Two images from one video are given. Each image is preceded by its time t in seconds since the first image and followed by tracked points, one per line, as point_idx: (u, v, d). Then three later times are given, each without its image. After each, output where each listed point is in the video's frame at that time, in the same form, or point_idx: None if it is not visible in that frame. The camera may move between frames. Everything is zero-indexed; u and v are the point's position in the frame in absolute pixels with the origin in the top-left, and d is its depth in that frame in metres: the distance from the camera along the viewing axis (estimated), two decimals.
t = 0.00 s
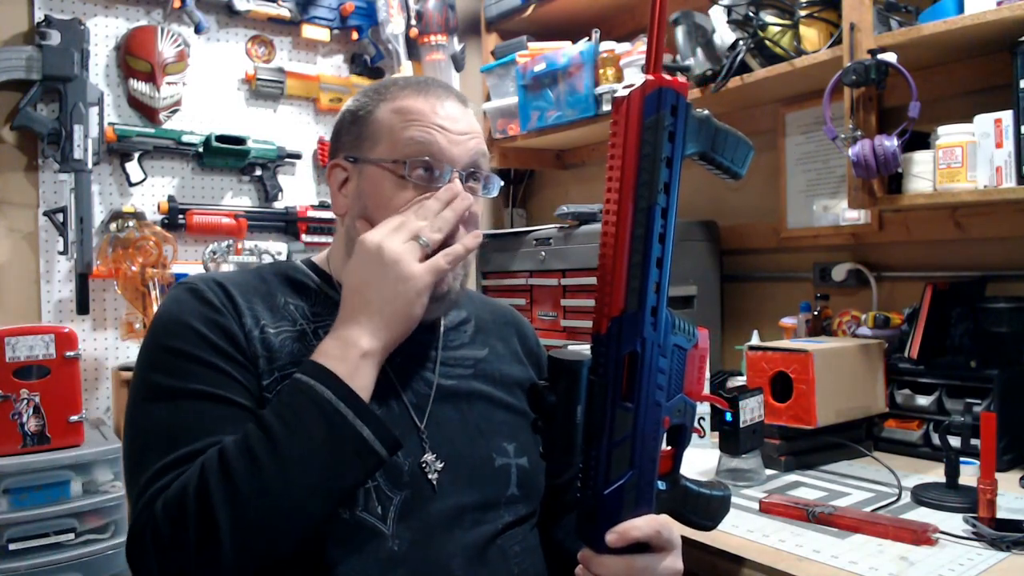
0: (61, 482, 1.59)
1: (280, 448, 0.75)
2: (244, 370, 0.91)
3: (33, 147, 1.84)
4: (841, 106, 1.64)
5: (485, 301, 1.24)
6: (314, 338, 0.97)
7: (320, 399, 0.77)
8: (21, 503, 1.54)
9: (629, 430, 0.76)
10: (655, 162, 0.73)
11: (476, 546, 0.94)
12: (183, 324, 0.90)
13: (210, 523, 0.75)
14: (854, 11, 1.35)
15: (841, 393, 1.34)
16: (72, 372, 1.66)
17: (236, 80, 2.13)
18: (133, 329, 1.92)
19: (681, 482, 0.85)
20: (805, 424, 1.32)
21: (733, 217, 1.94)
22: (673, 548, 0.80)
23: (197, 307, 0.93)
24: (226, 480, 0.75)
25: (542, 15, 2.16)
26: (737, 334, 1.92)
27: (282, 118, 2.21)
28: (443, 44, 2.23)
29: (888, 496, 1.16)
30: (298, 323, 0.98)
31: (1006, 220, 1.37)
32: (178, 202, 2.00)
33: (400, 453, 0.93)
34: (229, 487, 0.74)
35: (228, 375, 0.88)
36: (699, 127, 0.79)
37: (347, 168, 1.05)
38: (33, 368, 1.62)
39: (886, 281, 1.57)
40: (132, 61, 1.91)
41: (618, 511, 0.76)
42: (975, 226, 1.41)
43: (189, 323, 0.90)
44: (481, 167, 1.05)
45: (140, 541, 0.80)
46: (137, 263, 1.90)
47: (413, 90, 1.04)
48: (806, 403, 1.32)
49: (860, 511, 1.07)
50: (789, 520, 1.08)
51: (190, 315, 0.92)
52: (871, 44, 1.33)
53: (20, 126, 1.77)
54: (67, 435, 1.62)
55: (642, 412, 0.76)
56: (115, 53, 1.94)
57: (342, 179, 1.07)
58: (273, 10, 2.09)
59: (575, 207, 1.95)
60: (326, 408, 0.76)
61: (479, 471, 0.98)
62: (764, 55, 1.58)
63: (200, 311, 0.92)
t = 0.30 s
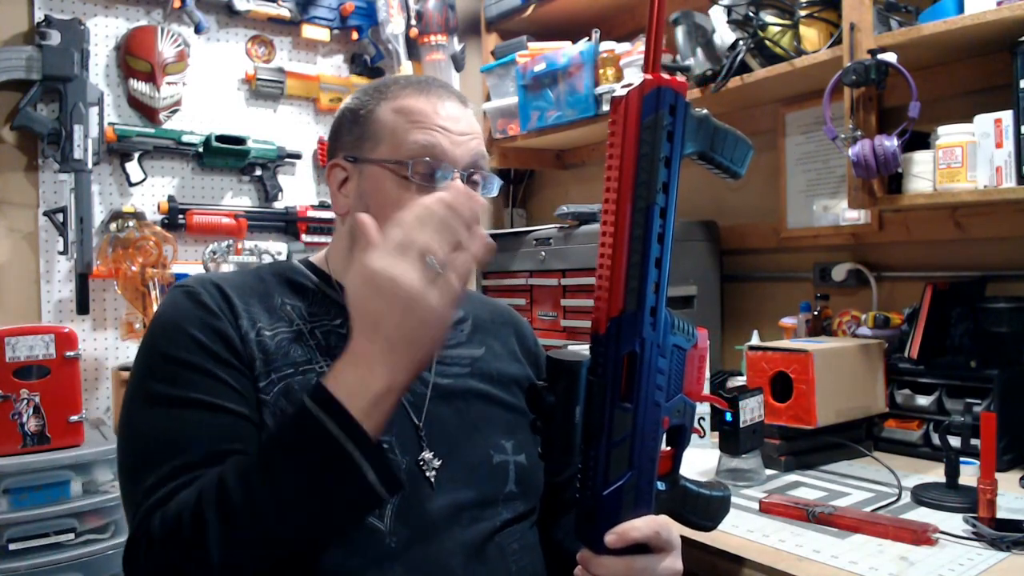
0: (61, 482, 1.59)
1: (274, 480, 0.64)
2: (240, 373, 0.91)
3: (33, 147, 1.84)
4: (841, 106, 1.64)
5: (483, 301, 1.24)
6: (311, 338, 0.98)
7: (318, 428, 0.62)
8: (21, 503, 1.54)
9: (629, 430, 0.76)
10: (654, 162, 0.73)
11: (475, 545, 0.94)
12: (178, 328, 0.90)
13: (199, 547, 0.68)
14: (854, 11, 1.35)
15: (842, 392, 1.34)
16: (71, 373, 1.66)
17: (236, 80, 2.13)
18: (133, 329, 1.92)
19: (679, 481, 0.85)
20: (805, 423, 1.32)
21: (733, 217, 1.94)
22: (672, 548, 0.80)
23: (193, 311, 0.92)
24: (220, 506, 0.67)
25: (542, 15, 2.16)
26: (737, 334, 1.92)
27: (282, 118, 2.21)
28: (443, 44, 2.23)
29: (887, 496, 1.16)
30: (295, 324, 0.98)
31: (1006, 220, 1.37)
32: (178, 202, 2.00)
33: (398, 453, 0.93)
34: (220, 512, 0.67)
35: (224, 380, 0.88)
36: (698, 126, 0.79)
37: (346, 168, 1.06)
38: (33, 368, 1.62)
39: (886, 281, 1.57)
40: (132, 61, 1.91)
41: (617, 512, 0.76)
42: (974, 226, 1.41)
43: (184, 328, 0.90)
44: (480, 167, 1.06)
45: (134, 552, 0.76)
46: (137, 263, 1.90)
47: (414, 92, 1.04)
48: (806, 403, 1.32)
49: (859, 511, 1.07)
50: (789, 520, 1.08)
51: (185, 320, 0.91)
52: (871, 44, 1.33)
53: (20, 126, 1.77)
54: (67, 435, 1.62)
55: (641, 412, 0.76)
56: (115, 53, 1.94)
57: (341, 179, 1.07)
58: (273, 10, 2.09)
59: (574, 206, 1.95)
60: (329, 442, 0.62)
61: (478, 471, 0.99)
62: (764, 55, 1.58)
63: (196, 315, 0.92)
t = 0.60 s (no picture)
0: (61, 482, 1.59)
1: (288, 494, 0.65)
2: (242, 376, 0.90)
3: (33, 147, 1.84)
4: (841, 106, 1.64)
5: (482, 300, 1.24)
6: (312, 339, 0.98)
7: (335, 449, 0.64)
8: (21, 503, 1.54)
9: (632, 430, 0.76)
10: (662, 163, 0.73)
11: (474, 545, 0.94)
12: (179, 333, 0.89)
13: (209, 563, 0.68)
14: (855, 11, 1.35)
15: (842, 392, 1.34)
16: (71, 372, 1.66)
17: (236, 80, 2.13)
18: (133, 329, 1.92)
19: (680, 481, 0.85)
20: (805, 423, 1.32)
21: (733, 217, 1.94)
22: (673, 547, 0.80)
23: (193, 315, 0.92)
24: (233, 522, 0.67)
25: (542, 15, 2.16)
26: (736, 334, 1.92)
27: (282, 118, 2.21)
28: (442, 44, 2.23)
29: (887, 495, 1.16)
30: (295, 326, 0.98)
31: (1006, 221, 1.37)
32: (178, 202, 2.00)
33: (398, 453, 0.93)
34: (233, 527, 0.67)
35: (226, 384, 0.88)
36: (708, 126, 0.79)
37: (344, 170, 1.06)
38: (34, 368, 1.62)
39: (886, 281, 1.57)
40: (132, 61, 1.91)
41: (619, 512, 0.76)
42: (974, 226, 1.41)
43: (185, 332, 0.90)
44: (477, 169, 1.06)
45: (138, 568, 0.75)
46: (137, 263, 1.90)
47: (414, 93, 1.04)
48: (806, 403, 1.32)
49: (859, 511, 1.07)
50: (789, 520, 1.08)
51: (186, 324, 0.91)
52: (871, 44, 1.33)
53: (20, 126, 1.77)
54: (67, 435, 1.62)
55: (645, 412, 0.76)
56: (115, 53, 1.94)
57: (339, 180, 1.07)
58: (273, 10, 2.09)
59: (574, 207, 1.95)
60: (344, 465, 0.63)
61: (477, 472, 0.99)
62: (764, 55, 1.58)
63: (197, 319, 0.92)
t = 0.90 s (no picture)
0: (61, 481, 1.59)
1: (330, 484, 0.70)
2: (251, 370, 0.91)
3: (33, 147, 1.84)
4: (841, 106, 1.64)
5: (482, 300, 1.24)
6: (315, 338, 0.98)
7: (378, 444, 0.70)
8: (21, 503, 1.53)
9: (628, 433, 0.76)
10: (655, 163, 0.72)
11: (475, 546, 0.94)
12: (187, 328, 0.90)
13: (245, 553, 0.71)
14: (854, 11, 1.34)
15: (842, 393, 1.34)
16: (72, 372, 1.66)
17: (236, 80, 2.13)
18: (133, 329, 1.92)
19: (679, 481, 0.85)
20: (805, 423, 1.32)
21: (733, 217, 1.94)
22: (671, 548, 0.80)
23: (201, 311, 0.92)
24: (272, 515, 0.71)
25: (542, 15, 2.16)
26: (737, 334, 1.92)
27: (282, 118, 2.21)
28: (442, 44, 2.23)
29: (887, 496, 1.16)
30: (299, 323, 0.98)
31: (1006, 221, 1.37)
32: (178, 202, 2.00)
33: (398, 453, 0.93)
34: (271, 513, 0.71)
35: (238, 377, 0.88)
36: (700, 123, 0.78)
37: (347, 171, 1.06)
38: (34, 368, 1.62)
39: (886, 281, 1.57)
40: (132, 61, 1.91)
41: (617, 514, 0.76)
42: (974, 226, 1.41)
43: (193, 328, 0.90)
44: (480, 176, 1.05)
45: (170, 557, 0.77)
46: (137, 263, 1.90)
47: (419, 95, 1.04)
48: (806, 403, 1.32)
49: (860, 511, 1.07)
50: (789, 520, 1.08)
51: (193, 320, 0.91)
52: (871, 44, 1.33)
53: (20, 126, 1.77)
54: (67, 435, 1.62)
55: (642, 414, 0.76)
56: (115, 53, 1.94)
57: (340, 181, 1.08)
58: (273, 10, 2.09)
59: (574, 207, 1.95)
60: (387, 460, 0.69)
61: (476, 473, 0.99)
62: (764, 55, 1.58)
63: (204, 314, 0.92)
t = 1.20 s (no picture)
0: (61, 482, 1.59)
1: (319, 484, 0.70)
2: (251, 371, 0.91)
3: (33, 147, 1.84)
4: (841, 106, 1.64)
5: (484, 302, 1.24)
6: (316, 339, 0.98)
7: (366, 444, 0.70)
8: (21, 503, 1.53)
9: (626, 433, 0.76)
10: (651, 163, 0.72)
11: (475, 547, 0.94)
12: (187, 329, 0.90)
13: (239, 555, 0.71)
14: (855, 11, 1.35)
15: (842, 393, 1.34)
16: (72, 372, 1.65)
17: (236, 80, 2.13)
18: (133, 329, 1.92)
19: (679, 482, 0.85)
20: (805, 424, 1.32)
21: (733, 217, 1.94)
22: (670, 548, 0.81)
23: (201, 311, 0.92)
24: (263, 515, 0.71)
25: (542, 15, 2.16)
26: (737, 334, 1.92)
27: (282, 118, 2.21)
28: (442, 44, 2.23)
29: (887, 496, 1.16)
30: (300, 325, 0.98)
31: (1006, 221, 1.37)
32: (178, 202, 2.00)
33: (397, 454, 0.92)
34: (261, 514, 0.71)
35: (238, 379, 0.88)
36: (696, 124, 0.78)
37: (351, 170, 1.06)
38: (33, 368, 1.62)
39: (886, 281, 1.57)
40: (132, 61, 1.91)
41: (615, 514, 0.76)
42: (974, 226, 1.41)
43: (193, 329, 0.90)
44: (484, 178, 1.05)
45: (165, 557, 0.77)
46: (137, 263, 1.90)
47: (425, 96, 1.03)
48: (806, 403, 1.32)
49: (860, 511, 1.07)
50: (789, 520, 1.08)
51: (193, 321, 0.91)
52: (871, 44, 1.33)
53: (20, 126, 1.77)
54: (67, 435, 1.62)
55: (639, 414, 0.76)
56: (115, 53, 1.94)
57: (344, 180, 1.08)
58: (273, 10, 2.09)
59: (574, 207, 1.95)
60: (375, 460, 0.69)
61: (477, 474, 0.99)
62: (764, 55, 1.58)
63: (204, 315, 0.92)
